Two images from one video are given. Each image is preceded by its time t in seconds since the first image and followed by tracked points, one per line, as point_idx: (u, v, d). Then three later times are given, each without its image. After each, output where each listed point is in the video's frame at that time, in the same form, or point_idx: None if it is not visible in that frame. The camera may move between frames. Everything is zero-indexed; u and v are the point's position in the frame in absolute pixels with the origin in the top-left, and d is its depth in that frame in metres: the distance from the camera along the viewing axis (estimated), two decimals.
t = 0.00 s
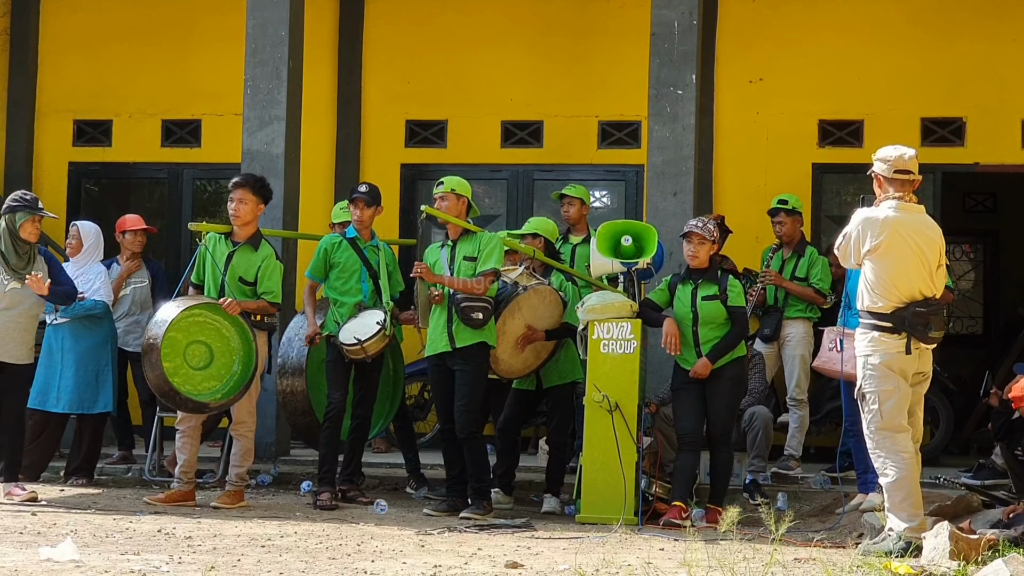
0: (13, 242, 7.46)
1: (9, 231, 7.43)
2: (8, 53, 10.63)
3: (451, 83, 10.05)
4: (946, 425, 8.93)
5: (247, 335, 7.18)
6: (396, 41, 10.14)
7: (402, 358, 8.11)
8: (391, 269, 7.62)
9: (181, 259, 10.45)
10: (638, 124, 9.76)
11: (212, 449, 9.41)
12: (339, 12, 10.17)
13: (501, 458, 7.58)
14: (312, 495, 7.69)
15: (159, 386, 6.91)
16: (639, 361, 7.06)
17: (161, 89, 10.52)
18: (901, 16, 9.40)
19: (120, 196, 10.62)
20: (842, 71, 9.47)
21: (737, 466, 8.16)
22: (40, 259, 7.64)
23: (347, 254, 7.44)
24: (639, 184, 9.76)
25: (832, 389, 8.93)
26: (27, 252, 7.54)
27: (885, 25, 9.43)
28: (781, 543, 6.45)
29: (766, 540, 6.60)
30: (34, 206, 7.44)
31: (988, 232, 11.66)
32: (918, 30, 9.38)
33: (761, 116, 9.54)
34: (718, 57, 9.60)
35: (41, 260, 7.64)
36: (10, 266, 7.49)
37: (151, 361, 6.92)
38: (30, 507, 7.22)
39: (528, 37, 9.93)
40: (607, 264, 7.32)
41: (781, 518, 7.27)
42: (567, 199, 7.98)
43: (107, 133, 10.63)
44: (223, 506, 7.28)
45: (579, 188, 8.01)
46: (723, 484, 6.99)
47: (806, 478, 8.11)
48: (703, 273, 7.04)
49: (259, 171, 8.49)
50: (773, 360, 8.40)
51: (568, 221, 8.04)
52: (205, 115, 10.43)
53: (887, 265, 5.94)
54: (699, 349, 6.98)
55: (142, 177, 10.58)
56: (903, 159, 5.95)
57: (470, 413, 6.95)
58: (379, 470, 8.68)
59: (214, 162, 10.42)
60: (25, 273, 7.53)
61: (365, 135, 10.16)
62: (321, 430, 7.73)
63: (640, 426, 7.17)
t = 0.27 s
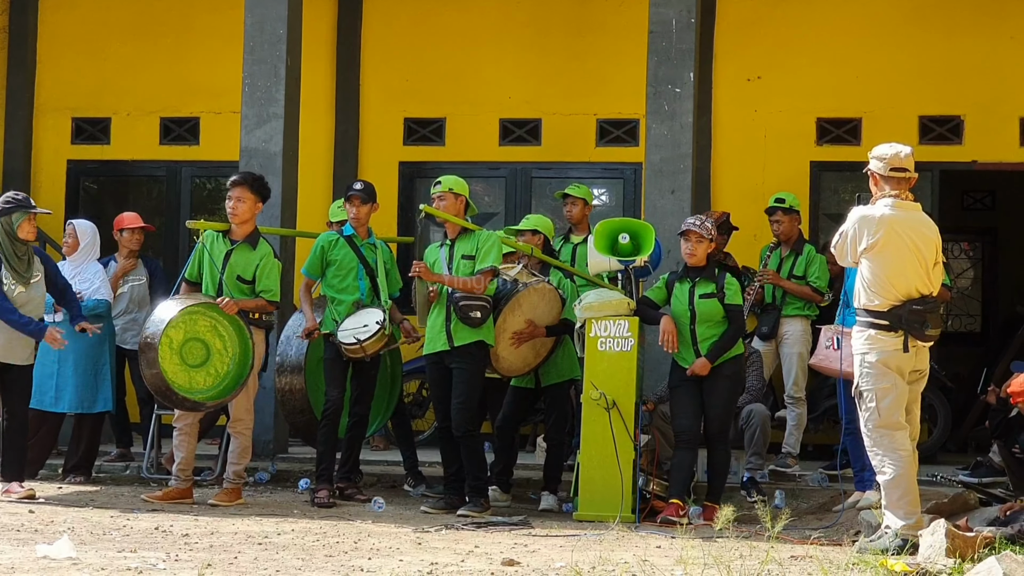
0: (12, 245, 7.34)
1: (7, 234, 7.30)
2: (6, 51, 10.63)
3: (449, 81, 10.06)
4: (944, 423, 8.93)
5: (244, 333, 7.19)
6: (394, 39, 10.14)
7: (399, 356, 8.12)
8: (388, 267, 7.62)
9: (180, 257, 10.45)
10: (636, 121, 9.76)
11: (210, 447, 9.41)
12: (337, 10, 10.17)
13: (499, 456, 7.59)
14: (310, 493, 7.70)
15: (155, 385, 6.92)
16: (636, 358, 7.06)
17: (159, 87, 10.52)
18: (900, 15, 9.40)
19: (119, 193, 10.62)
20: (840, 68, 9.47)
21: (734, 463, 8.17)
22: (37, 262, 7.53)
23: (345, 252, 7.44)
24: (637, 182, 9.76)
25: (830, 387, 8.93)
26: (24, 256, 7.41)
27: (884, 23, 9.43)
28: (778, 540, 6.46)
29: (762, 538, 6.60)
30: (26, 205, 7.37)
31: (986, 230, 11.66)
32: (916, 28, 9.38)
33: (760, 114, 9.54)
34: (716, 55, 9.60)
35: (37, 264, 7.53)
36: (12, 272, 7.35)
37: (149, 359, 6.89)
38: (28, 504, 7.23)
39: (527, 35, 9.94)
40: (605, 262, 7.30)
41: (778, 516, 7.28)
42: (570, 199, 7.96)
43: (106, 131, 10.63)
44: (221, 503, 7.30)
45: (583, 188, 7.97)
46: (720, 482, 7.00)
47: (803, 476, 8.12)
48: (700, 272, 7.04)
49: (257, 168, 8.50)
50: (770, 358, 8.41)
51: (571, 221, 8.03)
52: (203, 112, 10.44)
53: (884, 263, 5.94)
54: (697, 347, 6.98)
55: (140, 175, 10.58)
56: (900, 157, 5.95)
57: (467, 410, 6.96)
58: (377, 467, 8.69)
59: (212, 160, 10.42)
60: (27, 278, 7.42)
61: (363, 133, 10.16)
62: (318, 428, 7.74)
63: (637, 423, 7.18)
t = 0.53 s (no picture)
0: None
1: None
2: (6, 49, 10.63)
3: (450, 79, 10.05)
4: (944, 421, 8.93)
5: (246, 331, 7.18)
6: (394, 37, 10.14)
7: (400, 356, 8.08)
8: (388, 265, 7.62)
9: (181, 255, 10.45)
10: (637, 119, 9.76)
11: (211, 445, 9.42)
12: (337, 7, 10.17)
13: (499, 454, 7.59)
14: (311, 491, 7.70)
15: (155, 383, 6.95)
16: (637, 356, 7.06)
17: (159, 85, 10.52)
18: (901, 12, 9.40)
19: (119, 192, 10.62)
20: (841, 67, 9.47)
21: (735, 462, 8.18)
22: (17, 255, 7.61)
23: (345, 250, 7.45)
24: (638, 180, 9.76)
25: (830, 385, 8.94)
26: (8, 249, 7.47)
27: (884, 21, 9.42)
28: (778, 539, 6.46)
29: (763, 536, 6.60)
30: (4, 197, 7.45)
31: (987, 228, 11.66)
32: (917, 25, 9.38)
33: (760, 112, 9.54)
34: (717, 53, 9.59)
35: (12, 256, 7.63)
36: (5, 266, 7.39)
37: (148, 358, 6.93)
38: (29, 502, 7.24)
39: (527, 33, 9.93)
40: (605, 260, 7.29)
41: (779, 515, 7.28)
42: (575, 196, 7.96)
43: (106, 129, 10.63)
44: (221, 502, 7.30)
45: (586, 186, 7.98)
46: (721, 480, 6.99)
47: (804, 474, 8.12)
48: (700, 270, 7.04)
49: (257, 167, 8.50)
50: (771, 356, 8.41)
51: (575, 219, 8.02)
52: (204, 110, 10.43)
53: (885, 261, 5.94)
54: (698, 346, 6.97)
55: (140, 173, 10.58)
56: (901, 155, 5.96)
57: (468, 409, 6.96)
58: (378, 466, 8.69)
59: (212, 158, 10.42)
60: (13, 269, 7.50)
61: (364, 131, 10.16)
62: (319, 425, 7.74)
63: (637, 422, 7.18)
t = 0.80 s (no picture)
0: None
1: None
2: (6, 46, 10.64)
3: (449, 77, 10.05)
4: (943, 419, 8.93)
5: (247, 327, 7.15)
6: (394, 35, 10.14)
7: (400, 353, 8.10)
8: (388, 263, 7.64)
9: (180, 253, 10.46)
10: (636, 118, 9.76)
11: (210, 443, 9.42)
12: (337, 5, 10.17)
13: (498, 452, 7.60)
14: (310, 489, 7.70)
15: (158, 380, 6.96)
16: (636, 354, 7.07)
17: (159, 83, 10.52)
18: (900, 10, 9.40)
19: (118, 189, 10.62)
20: (840, 65, 9.47)
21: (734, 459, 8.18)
22: None
23: (344, 248, 7.45)
24: (637, 178, 9.77)
25: (830, 383, 8.94)
26: None
27: (884, 19, 9.42)
28: (776, 536, 6.46)
29: (762, 534, 6.61)
30: None
31: (986, 226, 11.66)
32: (916, 24, 9.38)
33: (760, 110, 9.54)
34: (717, 51, 9.59)
35: None
36: None
37: (150, 356, 6.96)
38: (29, 500, 7.24)
39: (527, 31, 9.93)
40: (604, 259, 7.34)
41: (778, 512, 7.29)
42: (576, 195, 7.84)
43: (106, 127, 10.63)
44: (221, 499, 7.30)
45: (589, 185, 7.87)
46: (720, 478, 7.00)
47: (803, 472, 8.13)
48: (699, 268, 7.04)
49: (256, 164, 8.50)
50: (770, 354, 8.43)
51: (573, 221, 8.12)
52: (203, 109, 10.44)
53: (885, 259, 5.94)
54: (697, 343, 6.98)
55: (140, 171, 10.58)
56: (901, 153, 5.95)
57: (467, 406, 6.97)
58: (377, 463, 8.69)
59: (212, 156, 10.42)
60: None
61: (363, 129, 10.17)
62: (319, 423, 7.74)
63: (636, 419, 7.18)
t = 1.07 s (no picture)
0: None
1: None
2: (6, 44, 10.63)
3: (449, 74, 10.04)
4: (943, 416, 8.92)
5: (247, 325, 7.17)
6: (394, 33, 10.13)
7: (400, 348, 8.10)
8: (388, 260, 7.61)
9: (180, 250, 10.45)
10: (636, 115, 9.76)
11: (209, 440, 9.41)
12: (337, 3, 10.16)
13: (498, 449, 7.60)
14: (310, 486, 7.70)
15: (157, 376, 6.94)
16: (636, 351, 7.06)
17: (159, 80, 10.51)
18: (900, 8, 9.39)
19: (118, 187, 10.62)
20: (840, 62, 9.46)
21: (734, 456, 8.18)
22: None
23: (344, 245, 7.45)
24: (637, 176, 9.76)
25: (830, 380, 8.94)
26: None
27: (884, 16, 9.41)
28: (776, 533, 6.46)
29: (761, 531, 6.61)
30: None
31: (986, 223, 11.66)
32: (916, 21, 9.37)
33: (760, 107, 9.53)
34: (717, 48, 9.59)
35: None
36: None
37: (150, 352, 6.94)
38: (28, 497, 7.24)
39: (527, 28, 9.93)
40: (604, 255, 7.35)
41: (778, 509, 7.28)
42: (578, 192, 7.87)
43: (105, 124, 10.62)
44: (221, 496, 7.30)
45: (591, 182, 7.91)
46: (720, 475, 7.00)
47: (803, 469, 8.13)
48: (699, 264, 7.03)
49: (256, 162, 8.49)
50: (770, 351, 8.43)
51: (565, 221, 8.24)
52: (202, 106, 10.43)
53: (887, 256, 5.93)
54: (697, 340, 6.99)
55: (140, 168, 10.57)
56: (902, 149, 5.95)
57: (466, 403, 6.97)
58: (377, 460, 8.69)
59: (211, 153, 10.42)
60: None
61: (363, 126, 10.16)
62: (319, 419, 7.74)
63: (636, 416, 7.18)
